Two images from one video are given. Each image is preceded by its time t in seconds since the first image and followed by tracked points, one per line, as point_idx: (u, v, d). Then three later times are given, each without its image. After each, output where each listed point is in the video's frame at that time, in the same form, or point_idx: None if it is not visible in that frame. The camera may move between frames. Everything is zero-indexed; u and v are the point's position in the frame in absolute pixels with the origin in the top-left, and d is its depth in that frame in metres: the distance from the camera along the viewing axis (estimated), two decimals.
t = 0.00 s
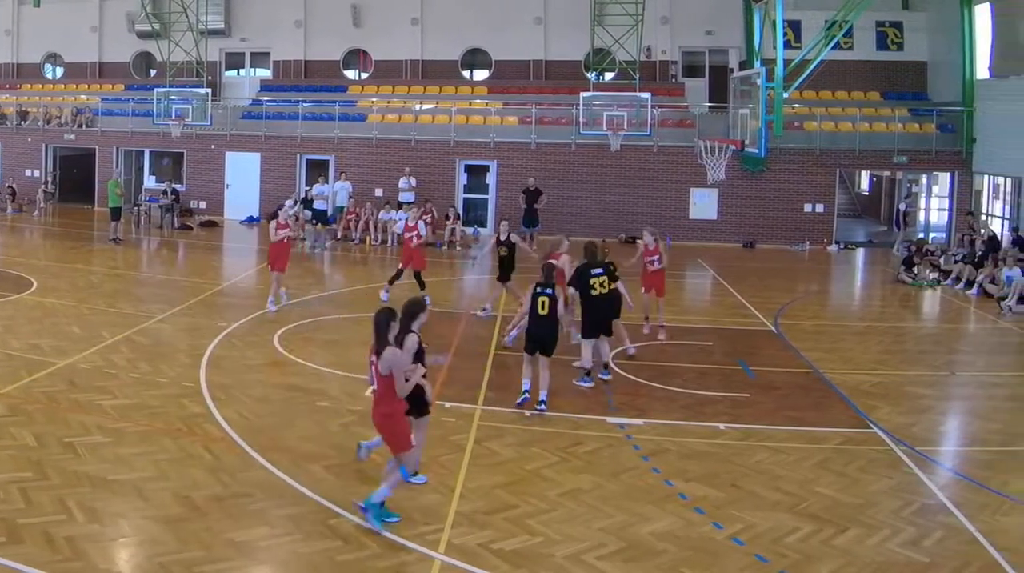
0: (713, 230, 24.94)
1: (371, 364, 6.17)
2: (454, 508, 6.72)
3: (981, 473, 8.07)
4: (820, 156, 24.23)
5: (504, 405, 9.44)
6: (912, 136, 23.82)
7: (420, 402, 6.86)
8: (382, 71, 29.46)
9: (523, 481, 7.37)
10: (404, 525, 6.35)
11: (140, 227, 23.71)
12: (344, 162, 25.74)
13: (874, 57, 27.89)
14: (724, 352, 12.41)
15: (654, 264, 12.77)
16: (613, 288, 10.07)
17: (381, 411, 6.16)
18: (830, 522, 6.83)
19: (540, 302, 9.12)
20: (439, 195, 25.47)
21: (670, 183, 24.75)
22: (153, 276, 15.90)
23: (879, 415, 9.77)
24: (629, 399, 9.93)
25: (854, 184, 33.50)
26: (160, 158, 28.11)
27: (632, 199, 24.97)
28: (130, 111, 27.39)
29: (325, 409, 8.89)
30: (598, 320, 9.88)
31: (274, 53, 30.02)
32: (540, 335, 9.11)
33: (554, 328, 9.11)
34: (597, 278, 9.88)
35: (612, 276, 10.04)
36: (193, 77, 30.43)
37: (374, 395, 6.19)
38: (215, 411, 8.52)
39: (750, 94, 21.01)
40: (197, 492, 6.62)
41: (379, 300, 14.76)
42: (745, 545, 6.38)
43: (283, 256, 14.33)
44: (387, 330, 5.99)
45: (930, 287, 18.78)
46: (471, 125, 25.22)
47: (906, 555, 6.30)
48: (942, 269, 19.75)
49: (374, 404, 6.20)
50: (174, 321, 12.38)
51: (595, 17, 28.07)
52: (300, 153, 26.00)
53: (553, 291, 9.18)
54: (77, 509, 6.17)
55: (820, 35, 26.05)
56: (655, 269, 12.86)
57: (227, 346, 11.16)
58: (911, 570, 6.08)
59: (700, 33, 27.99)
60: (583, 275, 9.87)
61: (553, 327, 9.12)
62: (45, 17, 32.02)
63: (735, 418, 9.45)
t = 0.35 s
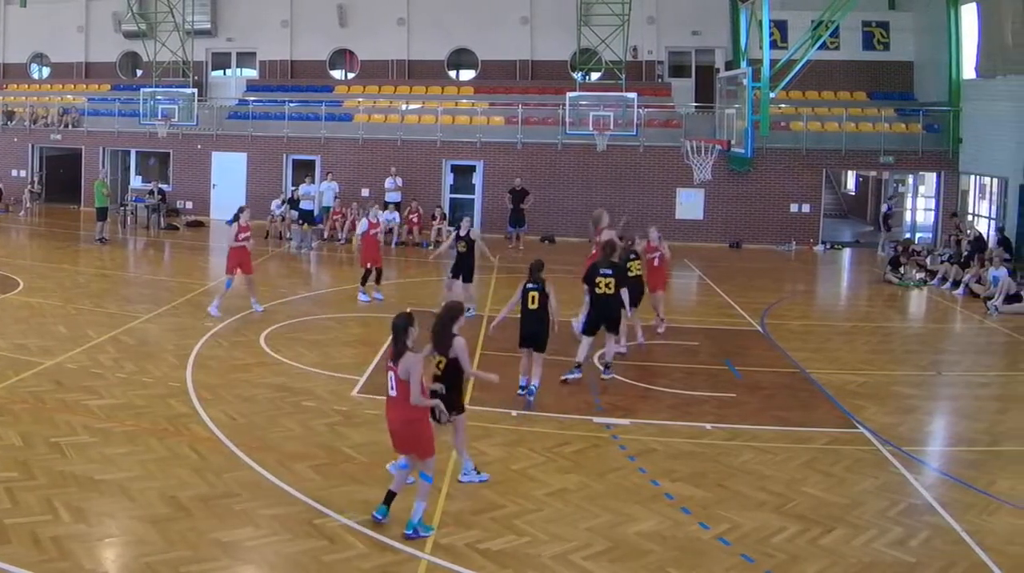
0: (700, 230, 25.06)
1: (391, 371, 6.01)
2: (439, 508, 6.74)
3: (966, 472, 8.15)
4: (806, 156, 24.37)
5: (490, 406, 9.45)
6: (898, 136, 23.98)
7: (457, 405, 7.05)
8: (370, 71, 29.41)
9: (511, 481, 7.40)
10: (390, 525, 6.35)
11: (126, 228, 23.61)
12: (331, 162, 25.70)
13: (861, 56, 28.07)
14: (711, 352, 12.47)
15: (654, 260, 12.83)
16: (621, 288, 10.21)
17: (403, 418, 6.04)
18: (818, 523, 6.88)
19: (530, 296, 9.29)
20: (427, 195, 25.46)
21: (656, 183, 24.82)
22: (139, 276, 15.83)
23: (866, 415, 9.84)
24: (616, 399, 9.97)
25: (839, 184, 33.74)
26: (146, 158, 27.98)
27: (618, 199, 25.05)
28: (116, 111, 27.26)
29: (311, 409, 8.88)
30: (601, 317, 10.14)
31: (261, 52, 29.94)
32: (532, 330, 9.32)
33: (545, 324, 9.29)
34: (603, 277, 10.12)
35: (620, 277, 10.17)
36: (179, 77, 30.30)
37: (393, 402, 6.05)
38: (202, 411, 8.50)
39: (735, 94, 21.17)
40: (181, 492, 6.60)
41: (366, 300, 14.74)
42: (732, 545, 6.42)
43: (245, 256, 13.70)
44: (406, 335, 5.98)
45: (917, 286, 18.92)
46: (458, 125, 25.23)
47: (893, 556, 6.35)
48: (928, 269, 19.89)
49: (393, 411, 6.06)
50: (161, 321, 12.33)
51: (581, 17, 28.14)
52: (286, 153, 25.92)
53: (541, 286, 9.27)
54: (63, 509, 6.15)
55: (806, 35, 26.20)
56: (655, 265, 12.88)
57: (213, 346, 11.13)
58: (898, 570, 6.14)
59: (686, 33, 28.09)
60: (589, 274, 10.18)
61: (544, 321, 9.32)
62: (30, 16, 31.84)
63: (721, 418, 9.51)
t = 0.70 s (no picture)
0: (700, 230, 25.06)
1: (398, 366, 6.05)
2: (439, 508, 6.74)
3: (966, 472, 8.15)
4: (806, 156, 24.37)
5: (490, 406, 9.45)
6: (898, 136, 23.98)
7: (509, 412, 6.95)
8: (370, 72, 29.41)
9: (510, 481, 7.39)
10: (390, 525, 6.35)
11: (126, 227, 23.61)
12: (330, 162, 25.70)
13: (861, 56, 28.07)
14: (711, 352, 12.47)
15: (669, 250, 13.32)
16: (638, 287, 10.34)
17: (411, 412, 6.10)
18: (818, 523, 6.87)
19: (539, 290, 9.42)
20: (427, 195, 25.46)
21: (656, 182, 24.79)
22: (139, 276, 15.82)
23: (866, 415, 9.84)
24: (616, 399, 9.97)
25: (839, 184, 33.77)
26: (146, 158, 27.99)
27: (618, 199, 25.05)
28: (116, 111, 27.26)
29: (310, 409, 8.88)
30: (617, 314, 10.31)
31: (261, 52, 29.94)
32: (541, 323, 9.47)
33: (554, 318, 9.44)
34: (622, 274, 10.29)
35: (639, 276, 10.31)
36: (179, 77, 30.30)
37: (399, 397, 6.08)
38: (201, 411, 8.50)
39: (735, 94, 21.19)
40: (181, 492, 6.60)
41: (365, 300, 14.74)
42: (732, 545, 6.42)
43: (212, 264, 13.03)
44: (409, 329, 6.00)
45: (917, 287, 18.91)
46: (457, 125, 25.22)
47: (893, 556, 6.35)
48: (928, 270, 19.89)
49: (397, 406, 6.09)
50: (161, 321, 12.33)
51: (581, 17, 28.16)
52: (286, 153, 25.92)
53: (549, 283, 9.33)
54: (63, 509, 6.15)
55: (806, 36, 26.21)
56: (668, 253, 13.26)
57: (213, 346, 11.13)
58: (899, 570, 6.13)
59: (686, 33, 28.09)
60: (610, 271, 10.41)
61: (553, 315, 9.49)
62: (30, 17, 31.84)
63: (721, 418, 9.51)
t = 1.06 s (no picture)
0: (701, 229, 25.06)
1: (377, 359, 6.15)
2: (440, 508, 6.74)
3: (966, 472, 8.14)
4: (806, 156, 24.37)
5: (491, 406, 9.45)
6: (898, 136, 23.96)
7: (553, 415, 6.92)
8: (370, 71, 29.41)
9: (510, 481, 7.39)
10: (390, 525, 6.36)
11: (127, 227, 23.61)
12: (330, 162, 25.70)
13: (861, 56, 28.07)
14: (711, 352, 12.48)
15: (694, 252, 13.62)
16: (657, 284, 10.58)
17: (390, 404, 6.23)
18: (817, 523, 6.87)
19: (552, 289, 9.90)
20: (427, 195, 25.45)
21: (656, 182, 24.79)
22: (139, 276, 15.82)
23: (866, 415, 9.84)
24: (615, 399, 9.98)
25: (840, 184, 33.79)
26: (146, 158, 27.99)
27: (618, 198, 25.05)
28: (115, 111, 27.26)
29: (310, 409, 8.89)
30: (637, 312, 10.58)
31: (261, 52, 29.94)
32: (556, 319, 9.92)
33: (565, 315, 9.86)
34: (643, 273, 10.52)
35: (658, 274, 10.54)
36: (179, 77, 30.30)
37: (379, 389, 6.19)
38: (201, 411, 8.50)
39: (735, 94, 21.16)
40: (182, 492, 6.60)
41: (365, 301, 14.74)
42: (732, 545, 6.42)
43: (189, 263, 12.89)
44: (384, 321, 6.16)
45: (917, 287, 18.89)
46: (457, 125, 25.20)
47: (893, 556, 6.34)
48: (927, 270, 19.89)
49: (377, 400, 6.19)
50: (161, 321, 12.33)
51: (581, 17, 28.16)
52: (286, 153, 25.92)
53: (560, 281, 9.77)
54: (63, 509, 6.15)
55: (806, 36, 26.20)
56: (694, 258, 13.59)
57: (213, 346, 11.13)
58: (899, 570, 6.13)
59: (686, 33, 28.08)
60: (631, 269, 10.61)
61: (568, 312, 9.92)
62: (30, 16, 31.84)
63: (721, 417, 9.51)
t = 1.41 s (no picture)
0: (701, 229, 25.03)
1: (357, 351, 6.26)
2: (440, 508, 6.74)
3: (966, 473, 8.14)
4: (806, 156, 24.36)
5: (491, 405, 9.45)
6: (898, 136, 23.95)
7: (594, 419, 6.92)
8: (369, 71, 29.41)
9: (510, 481, 7.39)
10: (390, 525, 6.36)
11: (127, 227, 23.61)
12: (330, 162, 25.70)
13: (861, 56, 28.07)
14: (712, 352, 12.48)
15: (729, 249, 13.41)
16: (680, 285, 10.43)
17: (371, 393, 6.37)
18: (817, 523, 6.87)
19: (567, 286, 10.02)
20: (426, 195, 25.46)
21: (656, 182, 24.79)
22: (140, 276, 15.82)
23: (866, 415, 9.84)
24: (616, 399, 9.97)
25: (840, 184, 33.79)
26: (146, 158, 27.98)
27: (618, 198, 25.05)
28: (115, 111, 27.25)
29: (310, 409, 8.89)
30: (655, 312, 10.53)
31: (260, 52, 29.95)
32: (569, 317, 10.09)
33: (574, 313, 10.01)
34: (661, 274, 10.42)
35: (680, 274, 10.38)
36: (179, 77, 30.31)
37: (362, 380, 6.31)
38: (201, 411, 8.50)
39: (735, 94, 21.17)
40: (182, 492, 6.60)
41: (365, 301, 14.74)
42: (732, 545, 6.42)
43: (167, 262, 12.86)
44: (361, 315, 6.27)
45: (917, 287, 18.88)
46: (457, 125, 25.20)
47: (893, 556, 6.34)
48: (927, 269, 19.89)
49: (360, 390, 6.31)
50: (161, 321, 12.33)
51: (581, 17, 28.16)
52: (286, 153, 25.92)
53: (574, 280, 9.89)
54: (63, 509, 6.15)
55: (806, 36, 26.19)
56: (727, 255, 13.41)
57: (214, 346, 11.14)
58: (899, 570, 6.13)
59: (686, 33, 28.08)
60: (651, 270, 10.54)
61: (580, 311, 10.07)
62: (30, 16, 31.85)
63: (721, 417, 9.52)
